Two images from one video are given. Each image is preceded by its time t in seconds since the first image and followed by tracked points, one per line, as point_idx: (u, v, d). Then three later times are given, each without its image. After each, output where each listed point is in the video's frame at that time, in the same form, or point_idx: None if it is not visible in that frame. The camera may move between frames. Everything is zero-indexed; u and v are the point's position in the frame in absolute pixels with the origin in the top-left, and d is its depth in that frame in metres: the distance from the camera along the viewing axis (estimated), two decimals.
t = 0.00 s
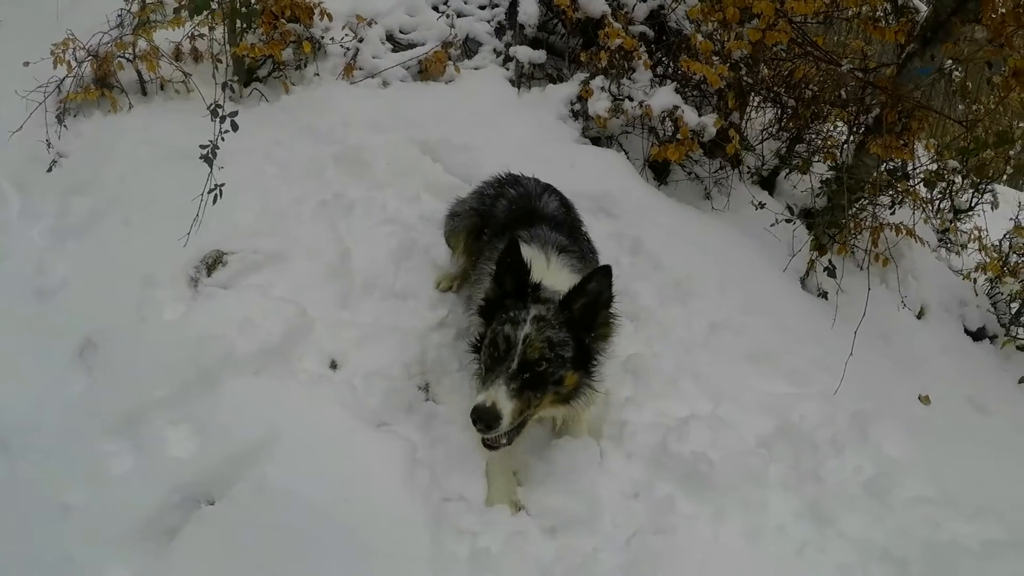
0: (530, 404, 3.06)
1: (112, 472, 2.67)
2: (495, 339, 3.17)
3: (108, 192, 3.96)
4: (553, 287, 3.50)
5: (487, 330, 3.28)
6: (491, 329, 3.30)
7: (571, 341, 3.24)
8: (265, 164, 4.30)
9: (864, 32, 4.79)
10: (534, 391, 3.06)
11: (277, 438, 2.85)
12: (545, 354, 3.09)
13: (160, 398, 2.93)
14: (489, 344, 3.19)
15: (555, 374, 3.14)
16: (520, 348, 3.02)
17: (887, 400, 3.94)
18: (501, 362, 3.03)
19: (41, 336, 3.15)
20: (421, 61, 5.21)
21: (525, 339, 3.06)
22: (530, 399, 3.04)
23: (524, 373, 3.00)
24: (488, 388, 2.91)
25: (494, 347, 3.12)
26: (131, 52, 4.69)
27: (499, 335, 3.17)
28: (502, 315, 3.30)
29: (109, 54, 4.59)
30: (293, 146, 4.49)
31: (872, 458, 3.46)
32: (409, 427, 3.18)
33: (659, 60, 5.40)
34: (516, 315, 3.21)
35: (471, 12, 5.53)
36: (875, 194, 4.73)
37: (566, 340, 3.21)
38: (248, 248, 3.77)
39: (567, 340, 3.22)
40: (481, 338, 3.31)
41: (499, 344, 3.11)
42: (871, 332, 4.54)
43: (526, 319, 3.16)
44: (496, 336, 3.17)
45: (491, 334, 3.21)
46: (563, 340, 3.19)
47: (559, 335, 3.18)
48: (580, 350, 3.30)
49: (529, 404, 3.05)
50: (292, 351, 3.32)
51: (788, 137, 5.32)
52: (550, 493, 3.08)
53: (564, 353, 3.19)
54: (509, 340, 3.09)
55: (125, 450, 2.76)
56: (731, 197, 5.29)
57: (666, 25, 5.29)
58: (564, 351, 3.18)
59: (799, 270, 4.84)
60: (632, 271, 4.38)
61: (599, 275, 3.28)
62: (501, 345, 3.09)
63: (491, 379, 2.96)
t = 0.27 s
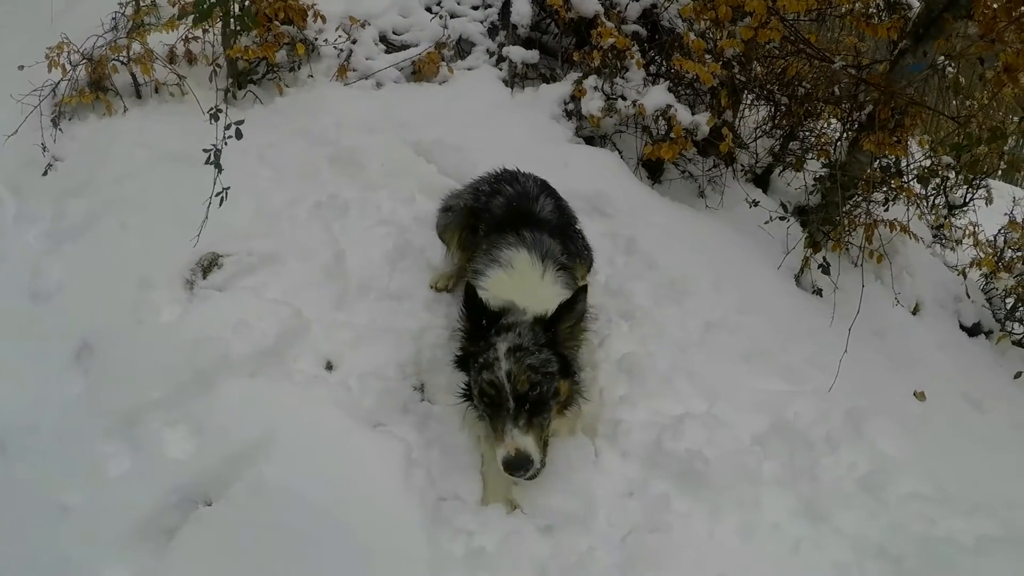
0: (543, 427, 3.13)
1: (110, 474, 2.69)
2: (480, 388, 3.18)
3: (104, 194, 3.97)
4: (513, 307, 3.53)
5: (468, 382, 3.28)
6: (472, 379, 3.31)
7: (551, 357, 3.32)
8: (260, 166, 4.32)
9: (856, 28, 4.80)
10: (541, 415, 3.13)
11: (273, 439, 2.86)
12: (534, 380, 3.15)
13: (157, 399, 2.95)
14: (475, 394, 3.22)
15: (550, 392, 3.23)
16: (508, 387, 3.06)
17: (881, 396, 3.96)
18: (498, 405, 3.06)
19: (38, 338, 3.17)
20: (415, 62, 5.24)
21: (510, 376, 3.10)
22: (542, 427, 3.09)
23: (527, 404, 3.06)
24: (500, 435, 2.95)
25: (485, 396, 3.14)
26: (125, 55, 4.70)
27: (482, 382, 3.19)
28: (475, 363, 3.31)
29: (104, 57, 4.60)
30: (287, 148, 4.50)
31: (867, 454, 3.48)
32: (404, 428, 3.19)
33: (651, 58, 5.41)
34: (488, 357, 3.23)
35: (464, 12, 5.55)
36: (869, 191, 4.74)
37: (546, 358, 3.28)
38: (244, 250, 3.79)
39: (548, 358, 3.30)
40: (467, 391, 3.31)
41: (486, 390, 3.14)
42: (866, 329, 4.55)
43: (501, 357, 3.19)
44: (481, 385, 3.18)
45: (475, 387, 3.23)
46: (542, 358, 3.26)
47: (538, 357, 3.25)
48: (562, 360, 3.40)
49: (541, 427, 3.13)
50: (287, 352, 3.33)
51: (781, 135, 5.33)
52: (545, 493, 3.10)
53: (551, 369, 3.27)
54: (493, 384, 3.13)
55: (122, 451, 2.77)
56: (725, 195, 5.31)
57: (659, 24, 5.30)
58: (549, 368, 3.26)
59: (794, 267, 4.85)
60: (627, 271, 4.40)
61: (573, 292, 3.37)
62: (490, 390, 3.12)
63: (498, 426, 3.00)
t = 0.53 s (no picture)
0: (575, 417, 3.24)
1: (108, 475, 2.71)
2: (502, 415, 3.19)
3: (101, 196, 3.98)
4: (478, 323, 3.52)
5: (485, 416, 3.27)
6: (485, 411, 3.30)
7: (540, 351, 3.38)
8: (256, 168, 4.33)
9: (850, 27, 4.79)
10: (565, 407, 3.23)
11: (270, 439, 2.87)
12: (544, 381, 3.21)
13: (154, 401, 2.95)
14: (499, 423, 3.24)
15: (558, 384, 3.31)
16: (527, 403, 3.11)
17: (876, 394, 3.98)
18: (531, 421, 3.12)
19: (37, 341, 3.20)
20: (410, 64, 5.27)
21: (524, 392, 3.14)
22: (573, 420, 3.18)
23: (553, 406, 3.15)
24: (551, 449, 3.03)
25: (510, 419, 3.17)
26: (121, 59, 4.71)
27: (499, 410, 3.20)
28: (480, 397, 3.28)
29: (99, 61, 4.61)
30: (283, 150, 4.52)
31: (862, 451, 3.49)
32: (400, 428, 3.20)
33: (646, 58, 5.43)
34: (492, 385, 3.22)
35: (459, 13, 5.53)
36: (863, 189, 4.74)
37: (540, 355, 3.35)
38: (240, 252, 3.80)
39: (540, 353, 3.36)
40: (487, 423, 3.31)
41: (508, 414, 3.17)
42: (862, 327, 4.57)
43: (503, 379, 3.20)
44: (501, 413, 3.19)
45: (495, 418, 3.24)
46: (536, 356, 3.32)
47: (534, 359, 3.29)
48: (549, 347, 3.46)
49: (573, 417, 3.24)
50: (283, 353, 3.34)
51: (776, 134, 5.34)
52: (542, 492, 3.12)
53: (550, 362, 3.35)
54: (512, 406, 3.16)
55: (120, 452, 2.79)
56: (720, 194, 5.34)
57: (653, 24, 5.32)
58: (546, 362, 3.33)
59: (789, 266, 4.87)
60: (623, 270, 4.41)
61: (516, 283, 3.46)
62: (513, 412, 3.16)
63: (542, 441, 3.07)
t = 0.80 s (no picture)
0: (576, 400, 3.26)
1: (104, 468, 2.72)
2: (510, 427, 3.22)
3: (100, 191, 3.99)
4: (456, 349, 3.43)
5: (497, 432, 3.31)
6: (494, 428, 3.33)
7: (518, 353, 3.33)
8: (254, 164, 4.34)
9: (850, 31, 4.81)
10: (564, 393, 3.24)
11: (265, 433, 2.87)
12: (533, 383, 3.19)
13: (150, 394, 2.96)
14: (510, 433, 3.29)
15: (549, 377, 3.29)
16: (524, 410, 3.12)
17: (871, 397, 3.99)
18: (537, 422, 3.14)
19: (36, 335, 3.21)
20: (409, 63, 5.29)
21: (518, 403, 3.14)
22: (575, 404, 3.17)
23: (552, 401, 3.15)
24: (563, 441, 3.07)
25: (519, 427, 3.20)
26: (122, 54, 4.73)
27: (505, 424, 3.22)
28: (483, 419, 3.29)
29: (100, 56, 4.62)
30: (282, 147, 4.53)
31: (856, 453, 3.50)
32: (396, 424, 3.21)
33: (645, 60, 5.47)
34: (489, 404, 3.22)
35: (459, 13, 5.58)
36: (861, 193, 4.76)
37: (520, 356, 3.30)
38: (237, 247, 3.80)
39: (520, 355, 3.32)
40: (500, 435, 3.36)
41: (515, 424, 3.19)
42: (857, 331, 4.59)
43: (495, 397, 3.19)
44: (508, 426, 3.22)
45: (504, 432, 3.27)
46: (517, 360, 3.28)
47: (516, 365, 3.26)
48: (524, 344, 3.41)
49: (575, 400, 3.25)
50: (279, 348, 3.34)
51: (774, 137, 5.35)
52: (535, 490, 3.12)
53: (532, 360, 3.31)
54: (513, 417, 3.18)
55: (116, 445, 2.80)
56: (718, 197, 5.37)
57: (653, 26, 5.35)
58: (527, 361, 3.30)
59: (785, 269, 4.88)
60: (620, 270, 4.42)
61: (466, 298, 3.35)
62: (518, 421, 3.18)
63: (553, 437, 3.11)
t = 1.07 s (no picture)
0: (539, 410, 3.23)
1: (105, 464, 2.75)
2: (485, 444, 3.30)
3: (101, 190, 4.02)
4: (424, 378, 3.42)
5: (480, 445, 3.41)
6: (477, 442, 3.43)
7: (476, 373, 3.28)
8: (253, 163, 4.36)
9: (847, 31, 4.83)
10: (527, 408, 3.21)
11: (263, 429, 2.90)
12: (490, 405, 3.16)
13: (151, 391, 3.00)
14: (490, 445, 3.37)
15: (509, 392, 3.25)
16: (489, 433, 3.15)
17: (866, 394, 4.01)
18: (506, 441, 3.19)
19: (37, 333, 3.24)
20: (408, 63, 5.32)
21: (482, 429, 3.16)
22: (537, 419, 3.19)
23: (513, 422, 3.15)
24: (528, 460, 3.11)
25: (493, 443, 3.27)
26: (122, 54, 4.76)
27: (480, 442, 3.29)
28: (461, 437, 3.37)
29: (100, 55, 4.65)
30: (281, 146, 4.56)
31: (850, 450, 3.52)
32: (393, 420, 3.23)
33: (643, 60, 5.51)
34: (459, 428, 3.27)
35: (457, 13, 5.59)
36: (857, 192, 4.78)
37: (477, 377, 3.25)
38: (237, 245, 3.83)
39: (478, 376, 3.26)
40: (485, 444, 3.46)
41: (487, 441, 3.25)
42: (854, 329, 4.61)
43: (461, 423, 3.22)
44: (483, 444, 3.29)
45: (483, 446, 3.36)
46: (475, 382, 3.24)
47: (473, 388, 3.22)
48: (481, 359, 3.33)
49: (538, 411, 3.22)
50: (278, 345, 3.36)
51: (771, 137, 5.38)
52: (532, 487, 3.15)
53: (490, 378, 3.26)
54: (481, 438, 3.23)
55: (117, 442, 2.83)
56: (715, 196, 5.40)
57: (650, 26, 5.38)
58: (485, 381, 3.24)
59: (782, 268, 4.91)
60: (617, 269, 4.44)
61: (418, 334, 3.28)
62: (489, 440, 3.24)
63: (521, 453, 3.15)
